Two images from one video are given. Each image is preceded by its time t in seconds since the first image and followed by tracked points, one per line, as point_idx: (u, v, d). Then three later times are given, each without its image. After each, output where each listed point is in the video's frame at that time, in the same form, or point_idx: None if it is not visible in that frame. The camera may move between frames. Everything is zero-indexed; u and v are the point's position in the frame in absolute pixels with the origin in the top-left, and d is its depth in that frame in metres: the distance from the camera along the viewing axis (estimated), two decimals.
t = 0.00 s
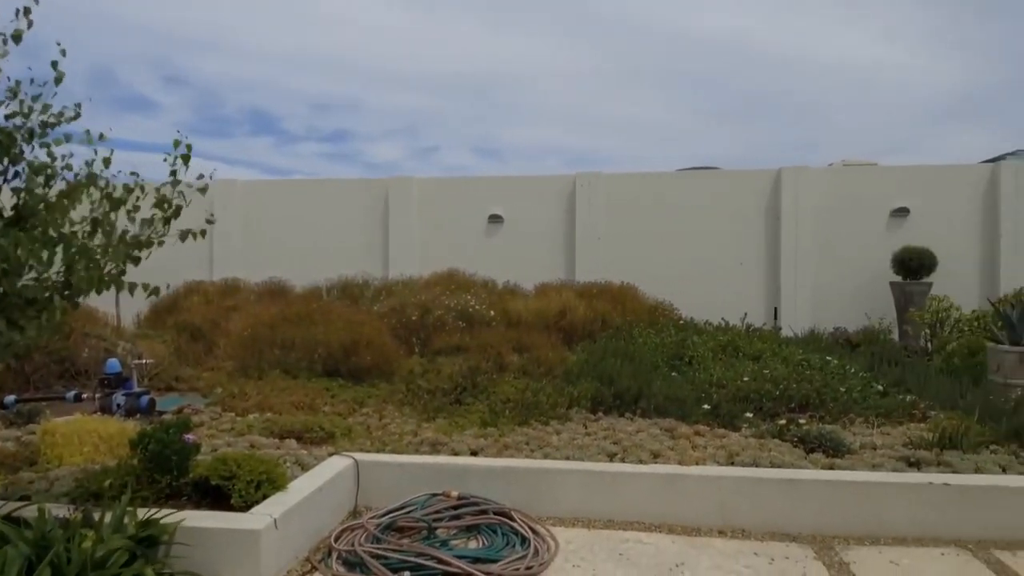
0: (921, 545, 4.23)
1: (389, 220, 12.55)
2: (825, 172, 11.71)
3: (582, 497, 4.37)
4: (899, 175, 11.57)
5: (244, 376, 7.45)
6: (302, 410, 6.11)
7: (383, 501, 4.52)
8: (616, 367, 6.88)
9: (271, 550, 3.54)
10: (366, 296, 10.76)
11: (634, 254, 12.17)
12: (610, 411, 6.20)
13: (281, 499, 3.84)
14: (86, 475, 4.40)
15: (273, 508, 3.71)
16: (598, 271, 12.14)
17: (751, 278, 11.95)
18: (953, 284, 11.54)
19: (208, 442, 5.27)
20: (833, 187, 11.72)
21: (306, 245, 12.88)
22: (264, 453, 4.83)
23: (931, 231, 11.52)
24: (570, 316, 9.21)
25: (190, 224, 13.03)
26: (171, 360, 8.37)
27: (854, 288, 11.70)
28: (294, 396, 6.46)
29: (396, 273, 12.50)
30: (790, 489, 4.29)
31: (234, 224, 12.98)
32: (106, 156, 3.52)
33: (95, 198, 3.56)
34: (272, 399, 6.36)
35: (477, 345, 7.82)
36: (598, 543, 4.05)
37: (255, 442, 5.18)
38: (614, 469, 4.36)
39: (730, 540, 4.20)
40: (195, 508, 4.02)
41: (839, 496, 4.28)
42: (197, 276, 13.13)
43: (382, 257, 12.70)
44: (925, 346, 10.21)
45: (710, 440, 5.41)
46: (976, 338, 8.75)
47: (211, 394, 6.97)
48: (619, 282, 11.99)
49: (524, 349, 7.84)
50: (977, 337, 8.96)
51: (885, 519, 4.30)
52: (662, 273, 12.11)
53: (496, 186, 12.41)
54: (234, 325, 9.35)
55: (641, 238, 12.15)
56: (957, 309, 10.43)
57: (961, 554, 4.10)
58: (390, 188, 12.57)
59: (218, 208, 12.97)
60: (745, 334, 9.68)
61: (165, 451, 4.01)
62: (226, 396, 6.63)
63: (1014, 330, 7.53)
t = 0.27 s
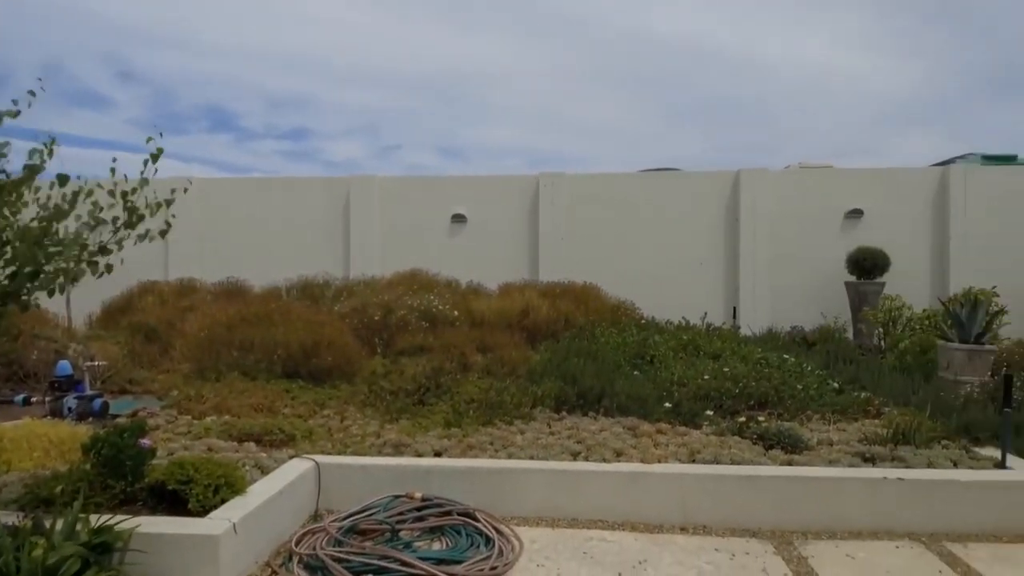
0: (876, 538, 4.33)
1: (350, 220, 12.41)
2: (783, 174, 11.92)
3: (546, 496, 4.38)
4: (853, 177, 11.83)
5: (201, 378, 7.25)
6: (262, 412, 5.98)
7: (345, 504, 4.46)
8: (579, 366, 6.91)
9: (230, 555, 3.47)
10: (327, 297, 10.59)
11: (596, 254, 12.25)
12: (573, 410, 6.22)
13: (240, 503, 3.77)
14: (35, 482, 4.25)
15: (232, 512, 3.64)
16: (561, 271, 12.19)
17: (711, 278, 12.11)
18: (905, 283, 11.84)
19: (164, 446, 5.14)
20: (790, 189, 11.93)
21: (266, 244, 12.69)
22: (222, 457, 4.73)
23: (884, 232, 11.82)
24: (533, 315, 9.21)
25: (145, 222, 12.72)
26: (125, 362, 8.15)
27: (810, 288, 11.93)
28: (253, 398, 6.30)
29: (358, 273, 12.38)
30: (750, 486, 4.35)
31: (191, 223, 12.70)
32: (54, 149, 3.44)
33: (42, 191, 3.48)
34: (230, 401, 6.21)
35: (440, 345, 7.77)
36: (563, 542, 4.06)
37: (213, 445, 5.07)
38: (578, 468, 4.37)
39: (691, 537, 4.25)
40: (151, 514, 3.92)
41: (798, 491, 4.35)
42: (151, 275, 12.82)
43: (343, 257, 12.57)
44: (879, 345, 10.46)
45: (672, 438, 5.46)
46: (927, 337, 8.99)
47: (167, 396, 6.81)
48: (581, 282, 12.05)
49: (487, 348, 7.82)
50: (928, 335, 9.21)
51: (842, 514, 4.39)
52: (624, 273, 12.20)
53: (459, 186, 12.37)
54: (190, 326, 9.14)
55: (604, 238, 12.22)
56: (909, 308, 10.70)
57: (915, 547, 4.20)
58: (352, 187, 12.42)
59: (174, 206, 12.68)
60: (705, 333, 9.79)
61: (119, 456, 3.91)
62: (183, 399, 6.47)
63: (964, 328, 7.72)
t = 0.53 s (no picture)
0: (838, 534, 4.40)
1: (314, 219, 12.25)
2: (746, 175, 12.09)
3: (515, 497, 4.37)
4: (814, 179, 12.05)
5: (162, 381, 7.05)
6: (224, 416, 5.83)
7: (311, 508, 4.40)
8: (547, 366, 6.91)
9: (193, 561, 3.40)
10: (291, 297, 10.43)
11: (562, 254, 12.28)
12: (541, 411, 6.21)
13: (203, 509, 3.69)
14: None
15: (195, 518, 3.57)
16: (528, 271, 12.20)
17: (676, 279, 12.23)
18: (863, 284, 12.10)
19: (123, 451, 5.00)
20: (753, 191, 12.10)
21: (227, 244, 12.48)
22: (184, 461, 4.62)
23: (844, 233, 12.06)
24: (501, 316, 9.19)
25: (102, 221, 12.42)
26: (82, 365, 7.93)
27: (772, 288, 12.13)
28: (216, 400, 6.15)
29: (322, 274, 12.24)
30: (717, 484, 4.39)
31: (150, 221, 12.43)
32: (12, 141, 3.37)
33: None
34: (192, 404, 6.07)
35: (408, 345, 7.65)
36: (532, 543, 4.05)
37: (174, 450, 4.95)
38: (547, 469, 4.37)
39: (659, 535, 4.27)
40: (110, 521, 3.82)
41: (763, 489, 4.41)
42: (109, 276, 12.53)
43: (307, 257, 12.42)
44: (838, 343, 10.66)
45: (639, 437, 5.49)
46: (885, 336, 9.19)
47: (126, 400, 6.63)
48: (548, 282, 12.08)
49: (455, 349, 7.75)
50: (886, 334, 9.41)
51: (805, 511, 4.45)
52: (590, 273, 12.26)
53: (425, 185, 12.30)
54: (150, 327, 8.92)
55: (570, 238, 12.26)
56: (867, 308, 10.92)
57: (877, 542, 4.27)
58: (316, 186, 12.27)
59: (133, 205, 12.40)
60: (671, 333, 9.87)
61: (77, 462, 3.73)
62: (142, 402, 6.31)
63: (920, 327, 7.88)
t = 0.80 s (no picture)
0: (805, 529, 4.43)
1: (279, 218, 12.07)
2: (713, 175, 12.18)
3: (483, 496, 4.32)
4: (778, 180, 12.19)
5: (119, 383, 6.84)
6: (184, 418, 5.69)
7: (273, 510, 4.30)
8: (516, 365, 6.86)
9: (150, 567, 3.29)
10: (255, 296, 10.26)
11: (531, 253, 12.26)
12: (510, 410, 6.17)
13: (161, 513, 3.58)
14: None
15: (152, 523, 3.46)
16: (497, 271, 12.14)
17: (643, 277, 12.28)
18: (826, 283, 12.27)
19: (77, 454, 4.84)
20: (719, 191, 12.21)
21: (189, 242, 12.24)
22: (141, 464, 4.48)
23: (808, 232, 12.22)
24: (469, 315, 9.12)
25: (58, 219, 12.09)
26: (35, 366, 7.68)
27: (738, 287, 12.24)
28: (175, 402, 6.00)
29: (286, 272, 12.06)
30: (685, 481, 4.39)
31: (109, 218, 12.13)
32: None
33: None
34: (151, 406, 5.90)
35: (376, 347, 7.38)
36: (500, 543, 4.01)
37: (131, 452, 4.81)
38: (515, 468, 4.33)
39: (628, 533, 4.25)
40: (63, 527, 3.68)
41: (730, 486, 4.42)
42: (66, 275, 12.21)
43: (271, 256, 12.23)
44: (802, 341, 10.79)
45: (608, 435, 5.48)
46: (848, 334, 9.32)
47: (82, 401, 6.44)
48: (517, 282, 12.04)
49: (424, 348, 7.61)
50: (849, 332, 9.55)
51: (772, 507, 4.47)
52: (558, 272, 12.25)
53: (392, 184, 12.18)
54: (107, 327, 8.68)
55: (538, 238, 12.25)
56: (830, 306, 11.07)
57: (842, 537, 4.31)
58: (281, 184, 12.08)
59: (91, 201, 12.10)
60: (638, 331, 9.90)
61: (27, 466, 3.59)
62: (99, 404, 6.13)
63: (882, 325, 8.00)
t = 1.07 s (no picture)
0: (771, 526, 4.39)
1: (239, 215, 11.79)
2: (679, 173, 12.20)
3: (445, 498, 4.21)
4: (743, 178, 12.26)
5: (68, 384, 6.57)
6: (135, 419, 5.47)
7: (227, 515, 4.14)
8: (481, 363, 6.75)
9: None
10: (214, 294, 10.01)
11: (498, 251, 12.15)
12: (475, 409, 6.05)
13: (105, 519, 3.41)
14: None
15: (94, 530, 3.29)
16: (463, 268, 12.01)
17: (610, 275, 12.26)
18: (790, 280, 12.37)
19: (19, 458, 4.61)
20: (685, 189, 12.23)
21: (145, 239, 11.91)
22: (87, 468, 4.28)
23: (773, 230, 12.30)
24: (435, 313, 8.98)
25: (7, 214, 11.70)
26: None
27: (704, 285, 12.28)
28: (126, 403, 5.78)
29: (246, 270, 11.79)
30: (650, 479, 4.32)
31: (62, 213, 11.74)
32: None
33: None
34: (100, 407, 5.67)
35: (336, 348, 7.09)
36: (463, 545, 3.90)
37: (76, 456, 4.60)
38: (478, 468, 4.23)
39: (594, 533, 4.18)
40: None
41: (696, 483, 4.37)
42: (16, 272, 11.81)
43: (231, 254, 11.95)
44: (767, 338, 10.84)
45: (574, 433, 5.39)
46: (812, 331, 9.38)
47: (28, 403, 6.16)
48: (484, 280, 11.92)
49: (386, 347, 7.43)
50: (812, 329, 9.62)
51: (738, 504, 4.43)
52: (526, 270, 12.18)
53: (356, 180, 11.98)
54: (57, 326, 8.36)
55: (504, 235, 12.15)
56: (794, 303, 11.14)
57: (807, 533, 4.28)
58: (241, 179, 11.80)
59: (42, 195, 11.70)
60: (605, 329, 9.85)
61: None
62: (45, 405, 5.87)
63: (845, 322, 8.05)
